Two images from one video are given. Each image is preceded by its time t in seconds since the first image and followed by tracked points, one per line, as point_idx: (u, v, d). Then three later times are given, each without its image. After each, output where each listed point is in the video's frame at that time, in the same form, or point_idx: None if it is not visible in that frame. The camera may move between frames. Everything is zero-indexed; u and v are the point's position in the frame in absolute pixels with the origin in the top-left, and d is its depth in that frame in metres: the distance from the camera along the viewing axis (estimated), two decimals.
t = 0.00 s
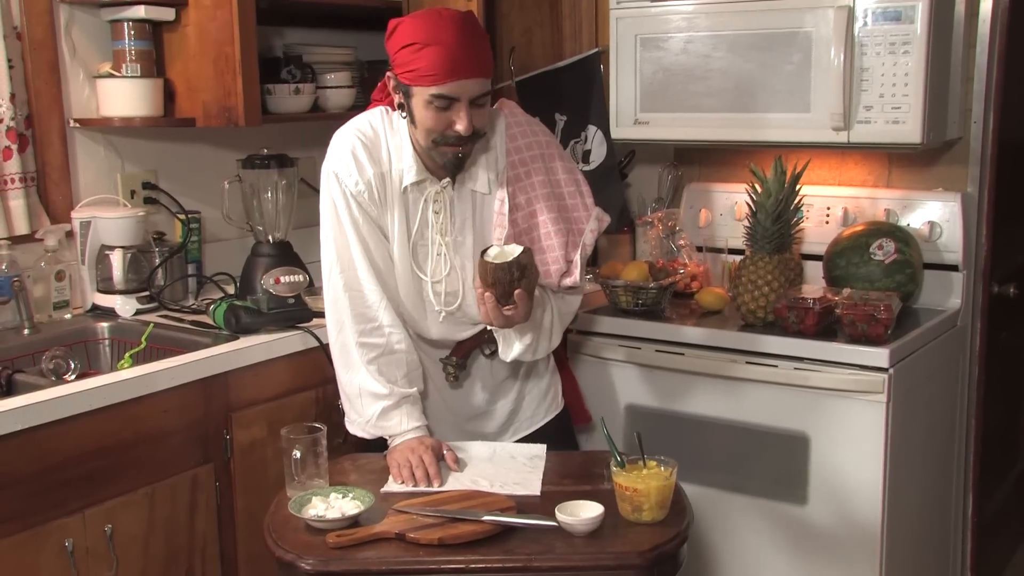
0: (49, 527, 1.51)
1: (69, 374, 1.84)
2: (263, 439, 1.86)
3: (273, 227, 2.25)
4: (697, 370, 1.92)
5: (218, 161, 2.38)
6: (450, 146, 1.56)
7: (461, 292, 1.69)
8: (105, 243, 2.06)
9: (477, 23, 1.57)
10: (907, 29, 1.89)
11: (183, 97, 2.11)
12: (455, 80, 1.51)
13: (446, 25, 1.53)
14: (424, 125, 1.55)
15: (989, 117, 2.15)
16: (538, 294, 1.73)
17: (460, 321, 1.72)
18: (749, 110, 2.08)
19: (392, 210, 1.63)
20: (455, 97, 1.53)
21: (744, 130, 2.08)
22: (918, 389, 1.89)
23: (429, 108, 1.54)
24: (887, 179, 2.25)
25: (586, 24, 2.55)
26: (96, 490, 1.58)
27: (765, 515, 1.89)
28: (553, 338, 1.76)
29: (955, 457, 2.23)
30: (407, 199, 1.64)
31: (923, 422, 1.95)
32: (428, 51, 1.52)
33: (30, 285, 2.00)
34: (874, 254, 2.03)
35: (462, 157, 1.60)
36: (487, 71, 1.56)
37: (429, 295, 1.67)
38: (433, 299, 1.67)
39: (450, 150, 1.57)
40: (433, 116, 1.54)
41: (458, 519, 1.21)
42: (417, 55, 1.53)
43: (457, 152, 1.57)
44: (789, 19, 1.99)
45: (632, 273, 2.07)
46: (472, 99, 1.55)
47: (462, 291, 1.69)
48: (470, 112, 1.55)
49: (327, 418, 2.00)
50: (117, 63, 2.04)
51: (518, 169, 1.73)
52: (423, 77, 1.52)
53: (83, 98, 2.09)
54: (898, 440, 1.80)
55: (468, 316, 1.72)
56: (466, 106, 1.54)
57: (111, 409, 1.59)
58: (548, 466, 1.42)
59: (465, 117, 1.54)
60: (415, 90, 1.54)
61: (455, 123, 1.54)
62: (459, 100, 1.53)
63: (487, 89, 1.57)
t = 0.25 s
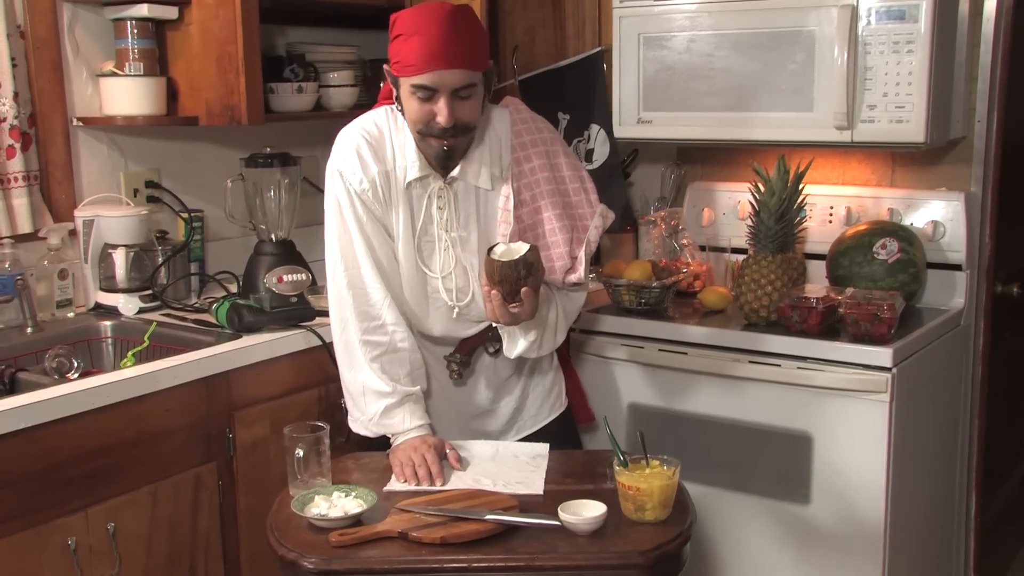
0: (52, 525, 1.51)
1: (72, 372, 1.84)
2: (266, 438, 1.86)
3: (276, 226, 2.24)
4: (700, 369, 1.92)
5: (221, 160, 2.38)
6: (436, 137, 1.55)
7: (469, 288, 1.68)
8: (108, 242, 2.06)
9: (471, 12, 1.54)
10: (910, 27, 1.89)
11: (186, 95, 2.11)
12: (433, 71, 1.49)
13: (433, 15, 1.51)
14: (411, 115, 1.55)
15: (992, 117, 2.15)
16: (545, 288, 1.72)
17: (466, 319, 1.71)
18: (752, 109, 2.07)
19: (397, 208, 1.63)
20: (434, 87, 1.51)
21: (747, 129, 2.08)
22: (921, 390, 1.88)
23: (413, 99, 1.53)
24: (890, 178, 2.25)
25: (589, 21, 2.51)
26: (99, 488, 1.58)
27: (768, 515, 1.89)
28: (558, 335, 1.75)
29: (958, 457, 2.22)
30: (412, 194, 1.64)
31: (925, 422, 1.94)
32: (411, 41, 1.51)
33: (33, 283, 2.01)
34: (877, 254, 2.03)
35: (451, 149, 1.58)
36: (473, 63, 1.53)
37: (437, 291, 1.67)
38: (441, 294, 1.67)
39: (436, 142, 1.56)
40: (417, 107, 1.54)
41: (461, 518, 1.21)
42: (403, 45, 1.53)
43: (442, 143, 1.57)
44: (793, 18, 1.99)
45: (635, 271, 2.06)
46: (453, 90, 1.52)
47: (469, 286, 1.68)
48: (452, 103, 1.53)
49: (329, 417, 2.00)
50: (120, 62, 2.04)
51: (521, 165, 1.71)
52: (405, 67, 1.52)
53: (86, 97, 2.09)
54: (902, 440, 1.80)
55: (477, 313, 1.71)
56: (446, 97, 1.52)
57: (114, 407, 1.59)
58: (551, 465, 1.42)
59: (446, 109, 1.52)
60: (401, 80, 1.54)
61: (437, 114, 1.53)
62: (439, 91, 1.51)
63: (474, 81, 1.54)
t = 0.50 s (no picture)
0: (55, 525, 1.51)
1: (75, 372, 1.85)
2: (268, 437, 1.86)
3: (279, 226, 2.24)
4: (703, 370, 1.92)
5: (224, 160, 2.38)
6: (429, 98, 1.54)
7: (467, 271, 1.67)
8: (111, 242, 2.07)
9: None
10: (913, 28, 1.89)
11: (189, 95, 2.11)
12: (422, 23, 1.51)
13: None
14: (404, 80, 1.55)
15: (995, 117, 2.15)
16: (546, 278, 1.71)
17: (472, 311, 1.71)
18: (754, 109, 2.07)
19: (403, 205, 1.63)
20: (423, 40, 1.52)
21: (751, 129, 2.08)
22: (921, 390, 1.88)
23: (406, 61, 1.55)
24: (893, 178, 2.25)
25: (591, 20, 2.50)
26: (101, 488, 1.58)
27: (771, 515, 1.89)
28: (561, 324, 1.75)
29: (961, 457, 2.22)
30: (414, 176, 1.63)
31: (927, 422, 1.94)
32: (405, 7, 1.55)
33: (35, 283, 2.01)
34: (879, 254, 2.03)
35: (448, 113, 1.56)
36: (463, 19, 1.54)
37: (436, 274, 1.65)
38: (442, 281, 1.66)
39: (431, 105, 1.55)
40: (410, 68, 1.54)
41: (463, 518, 1.21)
42: (398, 14, 1.56)
43: (436, 108, 1.55)
44: (795, 18, 1.99)
45: (637, 271, 2.06)
46: (442, 44, 1.53)
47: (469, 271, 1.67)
48: (442, 57, 1.53)
49: (332, 417, 2.00)
50: (123, 62, 2.04)
51: (526, 152, 1.71)
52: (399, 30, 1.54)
53: (89, 97, 2.10)
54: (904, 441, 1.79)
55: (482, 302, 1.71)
56: (434, 49, 1.52)
57: (117, 407, 1.60)
58: (554, 465, 1.42)
59: (436, 63, 1.53)
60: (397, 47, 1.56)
61: (428, 71, 1.53)
62: (428, 44, 1.52)
63: (466, 38, 1.54)
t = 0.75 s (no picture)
0: (55, 527, 1.51)
1: (75, 374, 1.85)
2: (269, 439, 1.86)
3: (279, 228, 2.24)
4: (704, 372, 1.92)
5: (224, 162, 2.38)
6: (438, 98, 1.54)
7: (482, 272, 1.68)
8: (111, 244, 2.07)
9: None
10: (913, 29, 1.89)
11: (189, 97, 2.11)
12: (428, 26, 1.53)
13: None
14: (411, 82, 1.56)
15: (995, 117, 2.15)
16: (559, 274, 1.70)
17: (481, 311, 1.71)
18: (754, 110, 2.08)
19: (409, 204, 1.62)
20: (431, 43, 1.53)
21: (751, 131, 2.08)
22: (922, 391, 1.88)
23: (413, 63, 1.55)
24: (893, 179, 2.25)
25: (591, 22, 2.51)
26: (102, 490, 1.58)
27: (771, 516, 1.89)
28: (571, 319, 1.73)
29: (961, 458, 2.22)
30: (423, 181, 1.64)
31: (928, 423, 1.94)
32: (410, 10, 1.56)
33: (36, 285, 2.01)
34: (880, 255, 2.03)
35: (454, 110, 1.55)
36: (469, 21, 1.55)
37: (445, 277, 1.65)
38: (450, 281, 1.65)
39: (438, 104, 1.55)
40: (417, 70, 1.55)
41: (463, 519, 1.21)
42: (404, 17, 1.57)
43: (443, 105, 1.55)
44: (795, 19, 1.99)
45: (637, 272, 2.08)
46: (449, 45, 1.53)
47: (481, 268, 1.68)
48: (449, 57, 1.54)
49: (332, 418, 2.00)
50: (123, 64, 2.04)
51: (531, 151, 1.71)
52: (406, 34, 1.55)
53: (89, 99, 2.10)
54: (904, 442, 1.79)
55: (489, 304, 1.71)
56: (442, 50, 1.53)
57: (117, 408, 1.60)
58: (554, 466, 1.42)
59: (444, 64, 1.53)
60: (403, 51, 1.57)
61: (435, 72, 1.54)
62: (436, 46, 1.53)
63: (472, 40, 1.55)
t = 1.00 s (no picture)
0: (56, 527, 1.51)
1: (76, 374, 1.85)
2: (270, 439, 1.86)
3: (279, 228, 2.24)
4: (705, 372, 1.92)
5: (225, 162, 2.38)
6: (448, 110, 1.54)
7: (486, 277, 1.68)
8: (112, 244, 2.07)
9: None
10: (914, 30, 1.89)
11: (190, 98, 2.11)
12: (437, 37, 1.52)
13: None
14: (420, 92, 1.56)
15: (995, 118, 2.15)
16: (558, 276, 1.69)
17: (483, 314, 1.71)
18: (754, 111, 2.08)
19: (412, 206, 1.62)
20: (440, 54, 1.53)
21: (752, 131, 2.08)
22: (925, 390, 1.89)
23: (421, 73, 1.55)
24: (893, 180, 2.25)
25: (592, 23, 2.51)
26: (102, 490, 1.59)
27: (772, 517, 1.89)
28: (570, 320, 1.73)
29: (961, 459, 2.22)
30: (427, 185, 1.64)
31: (929, 424, 1.94)
32: (418, 18, 1.55)
33: (36, 285, 2.01)
34: (880, 256, 2.03)
35: (462, 121, 1.56)
36: (479, 32, 1.55)
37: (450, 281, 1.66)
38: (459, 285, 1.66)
39: (446, 115, 1.55)
40: (426, 80, 1.55)
41: (464, 520, 1.21)
42: (412, 25, 1.56)
43: (452, 117, 1.55)
44: (795, 19, 1.99)
45: (637, 273, 2.08)
46: (459, 56, 1.53)
47: (485, 274, 1.68)
48: (459, 68, 1.54)
49: (333, 418, 2.00)
50: (124, 65, 2.04)
51: (536, 157, 1.71)
52: (414, 43, 1.55)
53: (90, 100, 2.10)
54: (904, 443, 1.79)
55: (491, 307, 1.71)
56: (452, 63, 1.53)
57: (118, 409, 1.60)
58: (554, 467, 1.42)
59: (454, 76, 1.53)
60: (411, 60, 1.57)
61: (444, 84, 1.54)
62: (445, 58, 1.53)
63: (481, 51, 1.55)
